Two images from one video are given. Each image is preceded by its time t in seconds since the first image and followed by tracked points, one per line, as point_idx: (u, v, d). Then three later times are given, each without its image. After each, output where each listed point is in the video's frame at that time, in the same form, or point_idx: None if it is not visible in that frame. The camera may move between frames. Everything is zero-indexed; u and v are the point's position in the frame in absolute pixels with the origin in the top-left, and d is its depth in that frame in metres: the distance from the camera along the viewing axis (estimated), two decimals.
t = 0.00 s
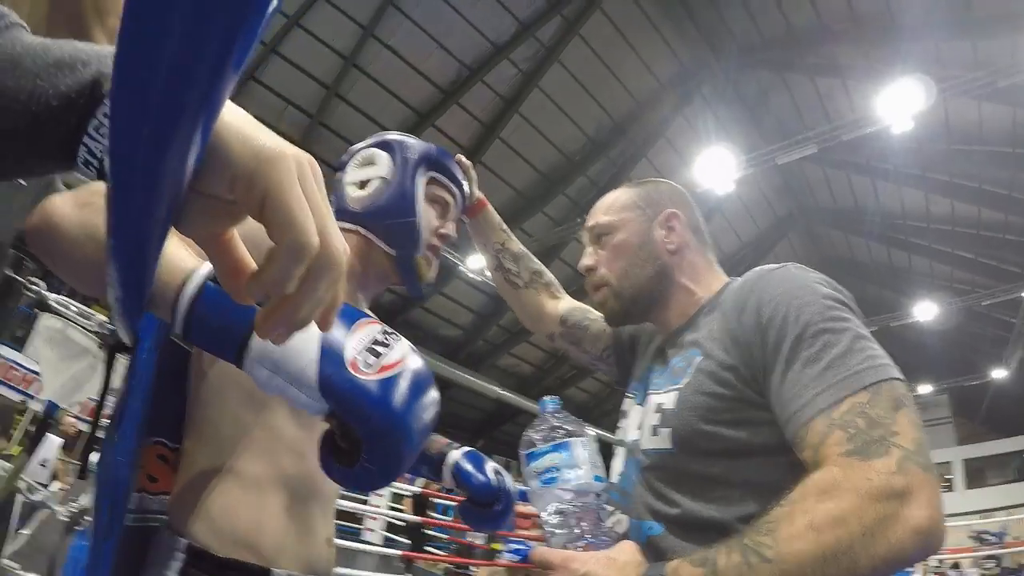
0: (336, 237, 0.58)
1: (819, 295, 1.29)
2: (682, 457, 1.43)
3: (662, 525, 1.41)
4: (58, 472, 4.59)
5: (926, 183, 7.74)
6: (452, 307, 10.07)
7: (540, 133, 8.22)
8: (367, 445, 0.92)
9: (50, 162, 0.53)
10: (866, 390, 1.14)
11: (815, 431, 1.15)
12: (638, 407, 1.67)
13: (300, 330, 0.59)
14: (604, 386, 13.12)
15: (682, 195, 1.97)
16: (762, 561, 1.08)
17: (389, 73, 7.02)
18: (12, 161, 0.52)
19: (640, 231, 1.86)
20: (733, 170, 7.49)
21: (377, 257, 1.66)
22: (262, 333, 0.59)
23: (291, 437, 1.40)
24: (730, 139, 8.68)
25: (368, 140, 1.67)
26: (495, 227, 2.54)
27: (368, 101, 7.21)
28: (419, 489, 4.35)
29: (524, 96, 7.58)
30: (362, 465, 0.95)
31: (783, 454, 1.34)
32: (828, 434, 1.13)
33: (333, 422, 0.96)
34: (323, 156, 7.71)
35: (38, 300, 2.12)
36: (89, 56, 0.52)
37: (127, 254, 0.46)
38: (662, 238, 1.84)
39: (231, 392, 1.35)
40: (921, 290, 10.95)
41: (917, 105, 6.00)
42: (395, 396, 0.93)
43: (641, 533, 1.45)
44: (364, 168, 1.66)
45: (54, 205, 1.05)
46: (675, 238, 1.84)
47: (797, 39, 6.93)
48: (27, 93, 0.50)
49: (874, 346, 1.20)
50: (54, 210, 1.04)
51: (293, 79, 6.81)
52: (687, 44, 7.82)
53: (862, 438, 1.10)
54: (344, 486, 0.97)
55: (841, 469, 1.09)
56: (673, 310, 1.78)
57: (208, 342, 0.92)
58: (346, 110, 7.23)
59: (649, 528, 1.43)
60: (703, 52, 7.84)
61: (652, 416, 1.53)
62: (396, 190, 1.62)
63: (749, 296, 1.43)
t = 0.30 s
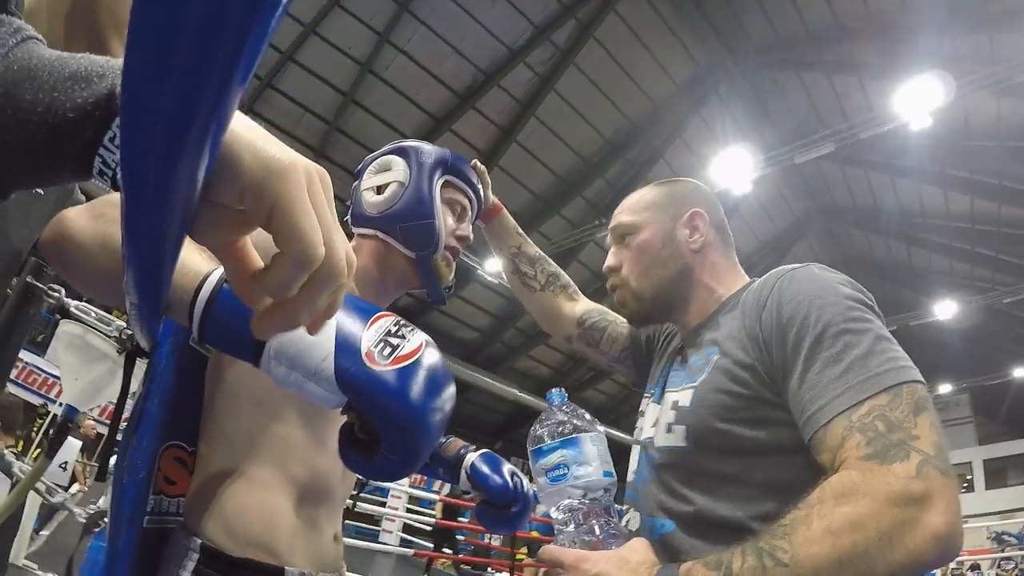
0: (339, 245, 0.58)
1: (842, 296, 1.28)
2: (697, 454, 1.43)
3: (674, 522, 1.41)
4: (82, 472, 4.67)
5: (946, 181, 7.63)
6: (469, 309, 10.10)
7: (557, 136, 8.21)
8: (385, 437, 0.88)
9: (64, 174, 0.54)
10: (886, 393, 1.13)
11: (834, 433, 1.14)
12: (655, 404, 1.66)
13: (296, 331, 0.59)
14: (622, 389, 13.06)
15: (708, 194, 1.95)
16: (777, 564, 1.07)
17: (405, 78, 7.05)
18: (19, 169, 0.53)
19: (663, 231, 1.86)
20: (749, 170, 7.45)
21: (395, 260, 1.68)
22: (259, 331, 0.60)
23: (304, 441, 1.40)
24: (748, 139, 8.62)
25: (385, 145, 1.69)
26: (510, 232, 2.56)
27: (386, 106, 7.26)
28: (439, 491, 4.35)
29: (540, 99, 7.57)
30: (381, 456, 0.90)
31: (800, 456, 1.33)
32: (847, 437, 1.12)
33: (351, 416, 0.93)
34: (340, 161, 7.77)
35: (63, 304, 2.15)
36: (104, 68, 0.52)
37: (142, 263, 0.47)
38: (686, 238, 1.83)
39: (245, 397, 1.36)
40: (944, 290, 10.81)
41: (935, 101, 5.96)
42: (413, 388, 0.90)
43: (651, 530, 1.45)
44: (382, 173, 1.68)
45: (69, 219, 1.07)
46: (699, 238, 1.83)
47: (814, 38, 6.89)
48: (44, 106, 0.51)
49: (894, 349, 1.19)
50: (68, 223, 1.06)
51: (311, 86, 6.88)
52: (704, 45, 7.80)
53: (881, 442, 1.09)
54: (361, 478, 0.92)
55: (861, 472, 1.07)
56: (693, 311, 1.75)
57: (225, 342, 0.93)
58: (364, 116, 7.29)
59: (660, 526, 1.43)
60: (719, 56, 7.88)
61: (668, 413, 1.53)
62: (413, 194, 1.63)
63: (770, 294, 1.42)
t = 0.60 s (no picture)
0: (330, 242, 0.57)
1: (834, 298, 1.27)
2: (698, 466, 1.42)
3: (676, 532, 1.41)
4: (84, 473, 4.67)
5: (949, 181, 7.62)
6: (472, 310, 10.10)
7: (561, 137, 8.21)
8: (385, 437, 0.88)
9: (62, 172, 0.54)
10: (881, 396, 1.12)
11: (829, 439, 1.14)
12: (654, 412, 1.66)
13: (275, 319, 0.60)
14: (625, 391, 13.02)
15: (691, 197, 1.96)
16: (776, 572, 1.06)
17: (408, 78, 7.06)
18: (20, 168, 0.53)
19: (650, 237, 1.86)
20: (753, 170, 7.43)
21: (398, 260, 1.67)
22: (234, 311, 0.60)
23: (302, 443, 1.41)
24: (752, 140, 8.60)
25: (387, 146, 1.69)
26: (511, 234, 2.55)
27: (390, 106, 7.25)
28: (440, 493, 4.33)
29: (544, 99, 7.57)
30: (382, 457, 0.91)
31: (797, 461, 1.33)
32: (842, 442, 1.12)
33: (352, 416, 0.93)
34: (343, 162, 7.76)
35: (65, 305, 2.14)
36: (102, 68, 0.52)
37: (141, 264, 0.47)
38: (674, 243, 1.83)
39: (244, 398, 1.36)
40: (947, 291, 10.78)
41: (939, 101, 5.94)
42: (414, 388, 0.89)
43: (655, 539, 1.45)
44: (384, 173, 1.68)
45: (70, 219, 1.06)
46: (687, 242, 1.83)
47: (818, 38, 6.88)
48: (43, 105, 0.51)
49: (888, 349, 1.18)
50: (68, 221, 1.06)
51: (314, 87, 6.88)
52: (708, 47, 7.82)
53: (877, 445, 1.08)
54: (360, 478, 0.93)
55: (858, 477, 1.07)
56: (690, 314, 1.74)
57: (226, 342, 0.93)
58: (368, 117, 7.28)
59: (665, 535, 1.43)
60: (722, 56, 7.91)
61: (666, 424, 1.52)
62: (417, 193, 1.63)
63: (762, 300, 1.42)
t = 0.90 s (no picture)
0: (331, 241, 0.57)
1: (837, 298, 1.28)
2: (700, 465, 1.42)
3: (677, 533, 1.41)
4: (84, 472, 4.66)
5: (950, 182, 7.62)
6: (473, 310, 10.09)
7: (561, 138, 8.21)
8: (385, 442, 0.88)
9: (61, 174, 0.54)
10: (883, 395, 1.13)
11: (831, 438, 1.14)
12: (655, 413, 1.66)
13: (283, 322, 0.60)
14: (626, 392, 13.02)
15: (698, 199, 1.96)
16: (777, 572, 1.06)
17: (408, 79, 7.06)
18: (18, 169, 0.52)
19: (656, 238, 1.85)
20: (754, 171, 7.44)
21: (397, 261, 1.67)
22: (240, 316, 0.60)
23: (306, 442, 1.41)
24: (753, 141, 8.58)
25: (388, 148, 1.70)
26: (513, 238, 2.56)
27: (391, 108, 7.26)
28: (440, 493, 4.31)
29: (545, 100, 7.57)
30: (383, 460, 0.90)
31: (798, 462, 1.33)
32: (844, 441, 1.12)
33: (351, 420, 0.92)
34: (343, 163, 7.76)
35: (66, 305, 2.14)
36: (99, 69, 0.52)
37: (142, 263, 0.47)
38: (678, 244, 1.83)
39: (246, 398, 1.36)
40: (948, 293, 10.77)
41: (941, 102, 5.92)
42: (413, 393, 0.89)
43: (653, 540, 1.45)
44: (385, 175, 1.69)
45: (71, 218, 1.06)
46: (692, 244, 1.83)
47: (818, 39, 6.88)
48: (40, 107, 0.51)
49: (891, 349, 1.19)
50: (70, 221, 1.06)
51: (315, 87, 6.89)
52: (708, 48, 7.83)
53: (879, 445, 1.08)
54: (361, 482, 0.93)
55: (858, 477, 1.07)
56: (694, 315, 1.74)
57: (227, 344, 0.93)
58: (368, 117, 7.29)
59: (664, 537, 1.43)
60: (723, 57, 7.91)
61: (668, 424, 1.52)
62: (416, 195, 1.64)
63: (765, 300, 1.42)
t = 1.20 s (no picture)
0: (340, 233, 0.57)
1: (837, 277, 1.28)
2: (699, 441, 1.43)
3: (676, 513, 1.41)
4: (89, 467, 4.69)
5: (954, 179, 7.59)
6: (476, 306, 10.10)
7: (564, 134, 8.21)
8: (386, 444, 0.89)
9: (66, 167, 0.53)
10: (882, 371, 1.13)
11: (830, 413, 1.14)
12: (660, 397, 1.66)
13: (292, 315, 0.60)
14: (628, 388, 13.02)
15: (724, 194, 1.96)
16: (771, 546, 1.06)
17: (411, 75, 7.07)
18: (22, 164, 0.52)
19: (679, 228, 1.86)
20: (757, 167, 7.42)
21: (402, 256, 1.67)
22: (249, 311, 0.59)
23: (310, 438, 1.41)
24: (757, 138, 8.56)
25: (394, 144, 1.71)
26: (515, 235, 2.58)
27: (394, 104, 7.28)
28: (443, 489, 4.29)
29: (548, 96, 7.56)
30: (382, 463, 0.91)
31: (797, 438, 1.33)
32: (842, 416, 1.12)
33: (353, 421, 0.93)
34: (346, 159, 7.78)
35: (70, 299, 2.15)
36: (105, 61, 0.53)
37: (147, 253, 0.47)
38: (700, 236, 1.83)
39: (248, 394, 1.36)
40: (951, 290, 10.74)
41: (944, 98, 5.90)
42: (414, 396, 0.91)
43: (653, 520, 1.46)
44: (390, 170, 1.69)
45: (76, 210, 1.06)
46: (714, 236, 1.82)
47: (822, 36, 6.86)
48: (45, 100, 0.51)
49: (891, 327, 1.19)
50: (77, 214, 1.06)
51: (318, 83, 6.89)
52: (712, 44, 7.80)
53: (875, 420, 1.08)
54: (359, 484, 0.93)
55: (854, 451, 1.07)
56: (709, 300, 1.76)
57: (232, 344, 0.92)
58: (371, 113, 7.29)
59: (662, 516, 1.44)
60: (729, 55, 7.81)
61: (670, 400, 1.55)
62: (422, 189, 1.65)
63: (768, 279, 1.42)
